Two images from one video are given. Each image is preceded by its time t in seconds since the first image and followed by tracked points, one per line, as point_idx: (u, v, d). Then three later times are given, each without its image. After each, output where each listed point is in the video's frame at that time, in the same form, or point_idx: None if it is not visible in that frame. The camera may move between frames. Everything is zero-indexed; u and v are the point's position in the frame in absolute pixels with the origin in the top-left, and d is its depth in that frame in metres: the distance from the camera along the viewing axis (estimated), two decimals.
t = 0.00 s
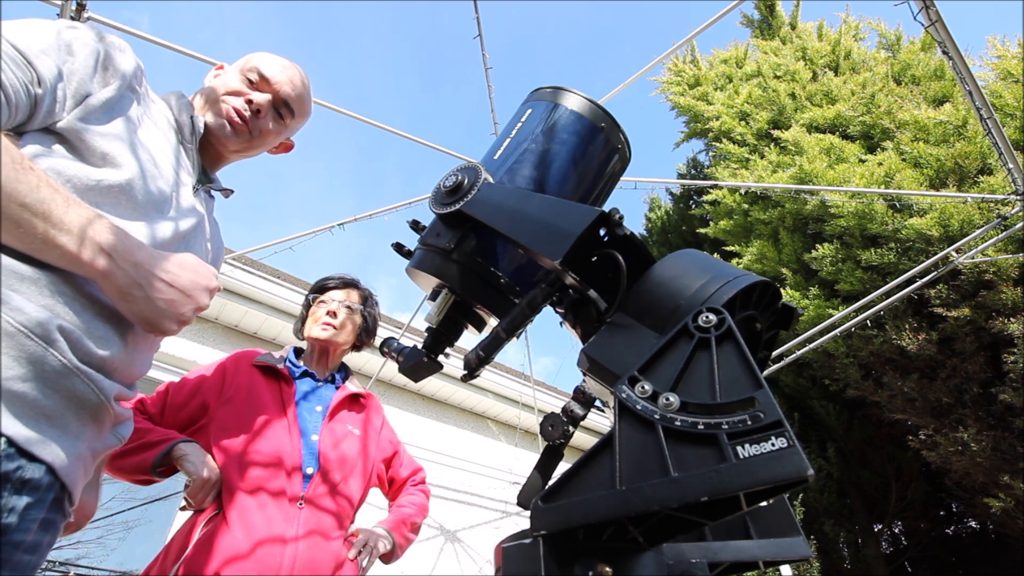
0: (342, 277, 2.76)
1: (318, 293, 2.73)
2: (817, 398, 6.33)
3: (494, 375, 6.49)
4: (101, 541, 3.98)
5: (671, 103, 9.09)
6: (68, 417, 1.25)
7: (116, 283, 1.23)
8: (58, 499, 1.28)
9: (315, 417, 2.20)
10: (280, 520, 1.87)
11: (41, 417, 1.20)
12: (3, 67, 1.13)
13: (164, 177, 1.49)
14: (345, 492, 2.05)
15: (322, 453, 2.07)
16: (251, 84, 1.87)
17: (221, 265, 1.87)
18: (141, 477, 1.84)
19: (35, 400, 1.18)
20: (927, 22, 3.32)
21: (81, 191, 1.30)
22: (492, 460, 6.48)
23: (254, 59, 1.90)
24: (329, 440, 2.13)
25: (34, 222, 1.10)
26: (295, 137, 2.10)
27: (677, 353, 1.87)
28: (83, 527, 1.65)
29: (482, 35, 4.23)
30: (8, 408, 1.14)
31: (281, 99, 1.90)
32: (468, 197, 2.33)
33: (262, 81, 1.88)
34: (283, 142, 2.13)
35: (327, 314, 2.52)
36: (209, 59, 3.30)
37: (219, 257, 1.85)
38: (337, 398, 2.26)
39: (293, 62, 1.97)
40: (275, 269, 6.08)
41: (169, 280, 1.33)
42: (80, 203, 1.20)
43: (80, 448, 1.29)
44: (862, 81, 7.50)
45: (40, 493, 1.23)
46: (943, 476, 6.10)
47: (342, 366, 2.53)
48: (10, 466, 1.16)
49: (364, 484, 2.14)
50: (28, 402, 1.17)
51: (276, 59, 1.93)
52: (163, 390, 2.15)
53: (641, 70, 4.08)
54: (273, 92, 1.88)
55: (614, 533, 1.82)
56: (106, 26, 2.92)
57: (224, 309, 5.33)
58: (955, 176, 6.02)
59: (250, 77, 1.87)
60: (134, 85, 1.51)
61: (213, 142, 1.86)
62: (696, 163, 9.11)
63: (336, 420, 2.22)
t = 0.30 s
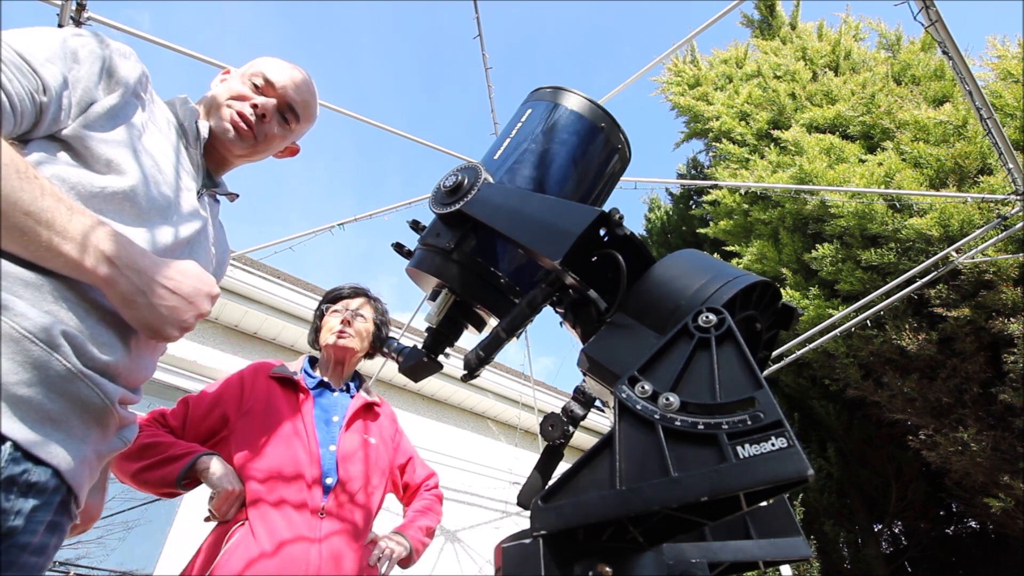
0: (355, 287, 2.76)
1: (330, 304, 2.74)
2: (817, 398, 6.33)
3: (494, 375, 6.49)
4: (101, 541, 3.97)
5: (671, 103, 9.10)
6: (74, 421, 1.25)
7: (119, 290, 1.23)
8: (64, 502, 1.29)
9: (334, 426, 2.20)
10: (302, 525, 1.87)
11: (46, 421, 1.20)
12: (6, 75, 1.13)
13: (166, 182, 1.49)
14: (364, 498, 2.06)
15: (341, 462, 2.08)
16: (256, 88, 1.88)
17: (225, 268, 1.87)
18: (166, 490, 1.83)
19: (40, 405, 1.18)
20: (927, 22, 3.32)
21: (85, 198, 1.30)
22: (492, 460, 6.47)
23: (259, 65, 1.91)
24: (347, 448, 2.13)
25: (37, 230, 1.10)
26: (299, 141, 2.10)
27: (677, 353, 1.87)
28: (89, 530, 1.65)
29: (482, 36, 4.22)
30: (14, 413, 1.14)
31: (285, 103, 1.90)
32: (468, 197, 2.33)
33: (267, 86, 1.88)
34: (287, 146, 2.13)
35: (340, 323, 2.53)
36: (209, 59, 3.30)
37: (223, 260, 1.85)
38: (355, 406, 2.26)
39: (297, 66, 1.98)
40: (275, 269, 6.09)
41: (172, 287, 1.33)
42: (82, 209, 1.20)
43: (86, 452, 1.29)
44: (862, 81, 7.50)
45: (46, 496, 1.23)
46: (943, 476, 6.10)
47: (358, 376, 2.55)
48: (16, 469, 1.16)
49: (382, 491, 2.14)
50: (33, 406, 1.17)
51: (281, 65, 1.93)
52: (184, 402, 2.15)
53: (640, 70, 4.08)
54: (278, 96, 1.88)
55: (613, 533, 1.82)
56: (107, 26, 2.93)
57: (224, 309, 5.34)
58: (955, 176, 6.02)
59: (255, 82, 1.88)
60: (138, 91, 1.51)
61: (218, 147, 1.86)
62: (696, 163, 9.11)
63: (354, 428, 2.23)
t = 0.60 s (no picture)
0: (360, 294, 2.75)
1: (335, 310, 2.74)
2: (817, 398, 6.33)
3: (494, 375, 6.49)
4: (101, 541, 3.97)
5: (671, 103, 9.10)
6: (78, 422, 1.25)
7: (123, 290, 1.23)
8: (69, 503, 1.29)
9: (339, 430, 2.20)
10: (309, 527, 1.88)
11: (51, 423, 1.20)
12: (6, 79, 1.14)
13: (166, 184, 1.49)
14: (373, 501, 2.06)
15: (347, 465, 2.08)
16: (255, 88, 1.89)
17: (226, 269, 1.87)
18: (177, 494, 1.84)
19: (45, 407, 1.18)
20: (927, 22, 3.32)
21: (87, 199, 1.30)
22: (492, 460, 6.47)
23: (259, 65, 1.91)
24: (354, 452, 2.14)
25: (40, 232, 1.10)
26: (299, 140, 2.10)
27: (677, 353, 1.87)
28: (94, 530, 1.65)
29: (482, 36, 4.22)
30: (20, 415, 1.14)
31: (285, 102, 1.91)
32: (468, 197, 2.33)
33: (266, 85, 1.89)
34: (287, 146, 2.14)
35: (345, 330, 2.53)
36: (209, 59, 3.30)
37: (224, 262, 1.85)
38: (362, 412, 2.27)
39: (296, 66, 1.99)
40: (275, 269, 6.08)
41: (175, 286, 1.33)
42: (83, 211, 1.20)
43: (91, 453, 1.30)
44: (862, 81, 7.50)
45: (51, 497, 1.23)
46: (943, 476, 6.10)
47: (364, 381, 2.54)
48: (22, 471, 1.16)
49: (388, 496, 2.15)
50: (38, 408, 1.17)
51: (281, 65, 1.94)
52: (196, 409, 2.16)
53: (640, 70, 4.09)
54: (277, 96, 1.89)
55: (613, 533, 1.82)
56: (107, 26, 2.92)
57: (224, 309, 5.34)
58: (955, 176, 6.02)
59: (254, 82, 1.89)
60: (138, 93, 1.51)
61: (218, 147, 1.85)
62: (696, 163, 9.11)
63: (361, 432, 2.24)
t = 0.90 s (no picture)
0: (364, 297, 2.75)
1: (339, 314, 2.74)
2: (817, 398, 6.33)
3: (494, 375, 6.49)
4: (101, 541, 3.97)
5: (671, 104, 9.10)
6: (79, 422, 1.25)
7: (125, 288, 1.23)
8: (70, 503, 1.29)
9: (339, 431, 2.21)
10: (306, 532, 1.88)
11: (52, 422, 1.20)
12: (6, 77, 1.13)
13: (166, 182, 1.49)
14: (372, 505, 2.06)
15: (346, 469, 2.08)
16: (254, 86, 1.89)
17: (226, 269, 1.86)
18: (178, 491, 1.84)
19: (47, 406, 1.18)
20: (927, 22, 3.32)
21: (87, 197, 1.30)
22: (492, 460, 6.47)
23: (257, 62, 1.92)
24: (354, 455, 2.14)
25: (42, 229, 1.10)
26: (298, 138, 2.11)
27: (676, 353, 1.87)
28: (96, 530, 1.65)
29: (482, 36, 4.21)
30: (22, 415, 1.15)
31: (284, 100, 1.91)
32: (468, 197, 2.33)
33: (265, 82, 1.90)
34: (286, 144, 2.14)
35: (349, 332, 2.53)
36: (209, 59, 3.30)
37: (224, 261, 1.85)
38: (364, 413, 2.27)
39: (295, 64, 2.00)
40: (275, 269, 6.09)
41: (177, 283, 1.33)
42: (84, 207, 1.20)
43: (92, 453, 1.30)
44: (862, 81, 7.50)
45: (52, 497, 1.23)
46: (943, 476, 6.10)
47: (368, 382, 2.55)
48: (23, 470, 1.16)
49: (389, 498, 2.14)
50: (39, 407, 1.17)
51: (279, 63, 1.95)
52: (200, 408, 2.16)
53: (639, 71, 4.10)
54: (277, 93, 1.90)
55: (614, 533, 1.82)
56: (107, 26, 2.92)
57: (224, 309, 5.34)
58: (955, 176, 6.02)
59: (253, 79, 1.89)
60: (137, 92, 1.51)
61: (217, 145, 1.85)
62: (696, 163, 9.11)
63: (362, 434, 2.24)
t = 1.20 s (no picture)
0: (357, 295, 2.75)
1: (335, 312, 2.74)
2: (817, 398, 6.33)
3: (494, 375, 6.49)
4: (101, 541, 3.97)
5: (671, 104, 9.10)
6: (77, 419, 1.25)
7: (122, 277, 1.22)
8: (68, 502, 1.29)
9: (337, 429, 2.21)
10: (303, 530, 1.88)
11: (49, 419, 1.20)
12: None
13: (160, 179, 1.49)
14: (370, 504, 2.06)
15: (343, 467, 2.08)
16: (248, 78, 1.89)
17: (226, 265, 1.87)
18: (174, 492, 1.84)
19: (44, 403, 1.18)
20: (927, 23, 3.32)
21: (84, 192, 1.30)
22: (492, 460, 6.47)
23: (253, 55, 1.93)
24: (352, 453, 2.14)
25: (32, 221, 1.10)
26: (294, 132, 2.11)
27: (677, 353, 1.87)
28: (97, 531, 1.65)
29: (482, 36, 4.21)
30: (18, 412, 1.15)
31: (277, 92, 1.91)
32: (468, 197, 2.33)
33: (258, 75, 1.90)
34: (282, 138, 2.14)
35: (345, 331, 2.53)
36: (209, 59, 3.30)
37: (224, 258, 1.85)
38: (361, 411, 2.27)
39: (289, 56, 2.00)
40: (275, 269, 6.09)
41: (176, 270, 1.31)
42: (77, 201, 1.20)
43: (91, 451, 1.30)
44: (862, 81, 7.50)
45: (49, 495, 1.22)
46: (943, 476, 6.10)
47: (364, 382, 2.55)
48: (18, 468, 1.16)
49: (386, 497, 2.15)
50: (36, 405, 1.17)
51: (276, 56, 1.95)
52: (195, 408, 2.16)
53: (639, 71, 4.10)
54: (270, 85, 1.90)
55: (614, 533, 1.82)
56: (108, 26, 2.92)
57: (224, 309, 5.34)
58: (955, 176, 6.02)
59: (246, 72, 1.89)
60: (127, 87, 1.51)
61: (212, 139, 1.85)
62: (696, 163, 9.11)
63: (360, 432, 2.24)
